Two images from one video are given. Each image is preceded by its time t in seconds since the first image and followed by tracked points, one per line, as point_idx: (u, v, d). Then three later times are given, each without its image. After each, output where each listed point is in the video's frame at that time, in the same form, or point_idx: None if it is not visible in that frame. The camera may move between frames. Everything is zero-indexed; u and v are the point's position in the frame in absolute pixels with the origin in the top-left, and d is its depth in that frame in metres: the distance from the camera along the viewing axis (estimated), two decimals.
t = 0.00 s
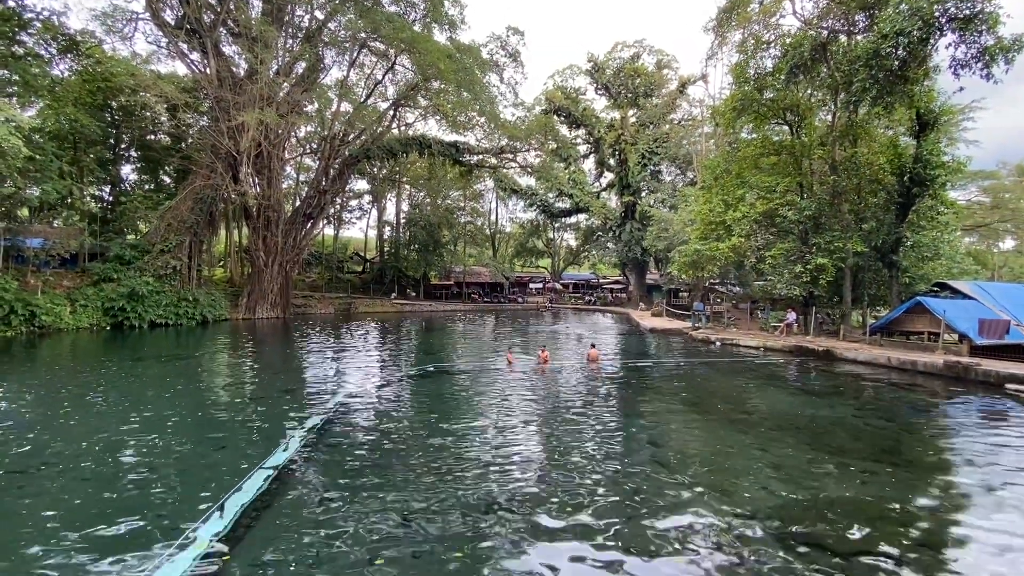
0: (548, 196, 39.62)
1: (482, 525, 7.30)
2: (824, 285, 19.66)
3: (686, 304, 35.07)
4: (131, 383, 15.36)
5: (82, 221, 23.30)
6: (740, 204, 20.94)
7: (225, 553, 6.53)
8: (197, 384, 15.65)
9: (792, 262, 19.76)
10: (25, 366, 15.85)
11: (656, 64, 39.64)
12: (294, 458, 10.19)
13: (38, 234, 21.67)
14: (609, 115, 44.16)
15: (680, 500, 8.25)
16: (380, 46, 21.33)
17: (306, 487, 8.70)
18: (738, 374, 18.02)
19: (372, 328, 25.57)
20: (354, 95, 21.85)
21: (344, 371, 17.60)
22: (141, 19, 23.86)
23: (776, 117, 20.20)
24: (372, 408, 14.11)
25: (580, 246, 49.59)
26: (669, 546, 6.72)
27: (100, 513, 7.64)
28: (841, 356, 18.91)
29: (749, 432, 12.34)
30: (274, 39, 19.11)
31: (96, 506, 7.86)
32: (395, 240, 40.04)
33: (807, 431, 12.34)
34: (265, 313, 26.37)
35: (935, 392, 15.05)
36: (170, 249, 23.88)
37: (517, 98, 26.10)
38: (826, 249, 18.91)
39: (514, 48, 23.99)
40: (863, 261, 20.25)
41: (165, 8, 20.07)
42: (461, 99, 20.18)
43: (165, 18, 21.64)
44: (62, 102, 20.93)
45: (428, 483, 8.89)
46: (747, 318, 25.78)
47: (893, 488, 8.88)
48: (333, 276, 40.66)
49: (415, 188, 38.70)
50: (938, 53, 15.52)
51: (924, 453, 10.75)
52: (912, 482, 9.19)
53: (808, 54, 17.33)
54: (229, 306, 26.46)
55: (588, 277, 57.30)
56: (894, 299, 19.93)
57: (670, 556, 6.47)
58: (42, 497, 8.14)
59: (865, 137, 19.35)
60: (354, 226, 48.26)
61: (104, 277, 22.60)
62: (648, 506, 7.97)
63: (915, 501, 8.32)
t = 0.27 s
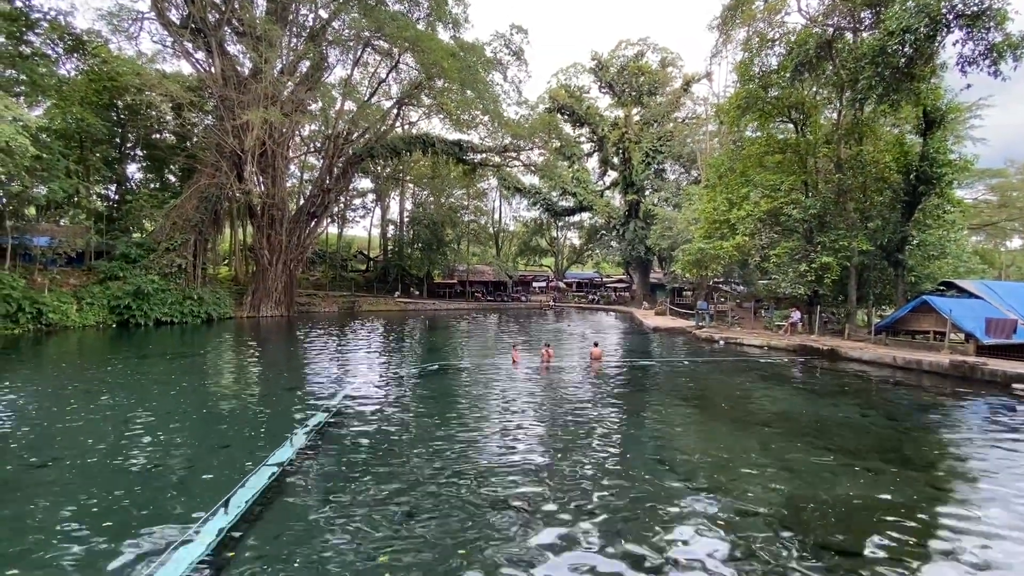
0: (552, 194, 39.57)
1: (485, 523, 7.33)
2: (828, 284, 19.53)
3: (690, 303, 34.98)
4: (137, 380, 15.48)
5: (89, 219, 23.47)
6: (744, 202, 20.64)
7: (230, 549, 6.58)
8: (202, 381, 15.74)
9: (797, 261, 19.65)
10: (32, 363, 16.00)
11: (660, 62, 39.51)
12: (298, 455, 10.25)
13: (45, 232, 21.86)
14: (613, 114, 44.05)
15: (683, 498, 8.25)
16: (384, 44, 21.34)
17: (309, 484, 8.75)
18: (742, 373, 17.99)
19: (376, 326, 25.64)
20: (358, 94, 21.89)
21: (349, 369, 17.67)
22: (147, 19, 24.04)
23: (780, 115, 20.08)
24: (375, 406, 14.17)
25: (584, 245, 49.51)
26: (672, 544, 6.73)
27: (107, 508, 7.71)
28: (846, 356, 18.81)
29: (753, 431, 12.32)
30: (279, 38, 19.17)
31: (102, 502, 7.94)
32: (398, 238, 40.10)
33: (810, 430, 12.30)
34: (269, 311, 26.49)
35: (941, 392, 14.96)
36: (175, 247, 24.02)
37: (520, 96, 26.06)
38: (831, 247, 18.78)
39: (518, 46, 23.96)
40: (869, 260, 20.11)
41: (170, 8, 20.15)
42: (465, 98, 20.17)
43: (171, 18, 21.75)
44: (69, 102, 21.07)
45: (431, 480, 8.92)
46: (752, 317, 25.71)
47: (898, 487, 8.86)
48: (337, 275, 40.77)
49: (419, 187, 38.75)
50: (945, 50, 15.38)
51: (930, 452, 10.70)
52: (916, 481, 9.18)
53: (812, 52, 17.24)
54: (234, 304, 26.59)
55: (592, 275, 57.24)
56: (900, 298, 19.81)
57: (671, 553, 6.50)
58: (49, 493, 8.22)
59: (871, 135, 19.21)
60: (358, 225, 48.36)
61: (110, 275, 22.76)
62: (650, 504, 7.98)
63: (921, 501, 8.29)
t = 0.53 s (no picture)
0: (557, 194, 39.55)
1: (488, 523, 7.33)
2: (835, 283, 19.35)
3: (695, 303, 34.85)
4: (143, 380, 15.57)
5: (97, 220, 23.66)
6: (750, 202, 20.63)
7: (235, 547, 6.61)
8: (208, 381, 15.83)
9: (803, 260, 19.49)
10: (41, 362, 16.15)
11: (665, 61, 39.39)
12: (303, 454, 10.29)
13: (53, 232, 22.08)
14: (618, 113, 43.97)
15: (686, 499, 8.22)
16: (388, 45, 21.39)
17: (314, 484, 8.78)
18: (748, 373, 17.90)
19: (381, 325, 25.71)
20: (363, 94, 21.94)
21: (353, 369, 17.74)
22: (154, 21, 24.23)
23: (786, 114, 19.93)
24: (379, 405, 14.21)
25: (589, 245, 49.44)
26: (676, 545, 6.71)
27: (114, 507, 7.76)
28: (853, 356, 18.68)
29: (758, 431, 12.27)
30: (284, 39, 19.26)
31: (109, 500, 7.98)
32: (403, 238, 40.16)
33: (816, 431, 12.22)
34: (275, 311, 26.61)
35: (949, 392, 14.84)
36: (182, 247, 24.17)
37: (525, 96, 26.06)
38: (838, 247, 18.60)
39: (522, 46, 23.95)
40: (876, 259, 19.95)
41: (177, 9, 20.27)
42: (469, 98, 20.20)
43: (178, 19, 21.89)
44: (77, 103, 21.24)
45: (435, 480, 8.92)
46: (757, 317, 25.58)
47: (904, 488, 8.81)
48: (342, 275, 40.88)
49: (423, 186, 38.82)
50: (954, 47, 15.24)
51: (937, 453, 10.62)
52: (922, 482, 9.12)
53: (819, 50, 17.11)
54: (240, 303, 26.73)
55: (597, 275, 57.17)
56: (908, 298, 19.65)
57: (674, 554, 6.49)
58: (56, 491, 8.28)
59: (878, 134, 19.03)
60: (363, 225, 48.47)
61: (118, 275, 22.95)
62: (654, 505, 7.97)
63: (927, 502, 8.23)
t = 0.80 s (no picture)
0: (563, 194, 39.51)
1: (496, 522, 7.35)
2: (844, 283, 19.18)
3: (702, 303, 34.69)
4: (154, 379, 15.73)
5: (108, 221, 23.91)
6: (757, 201, 20.38)
7: (246, 544, 6.68)
8: (217, 380, 15.95)
9: (812, 260, 19.31)
10: (53, 361, 16.35)
11: (672, 60, 39.24)
12: (311, 453, 10.34)
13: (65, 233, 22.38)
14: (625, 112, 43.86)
15: (695, 500, 8.19)
16: (395, 46, 21.46)
17: (323, 482, 8.84)
18: (756, 374, 17.80)
19: (388, 326, 25.80)
20: (370, 95, 22.03)
21: (361, 369, 17.81)
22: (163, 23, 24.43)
23: (795, 113, 19.78)
24: (387, 405, 14.26)
25: (595, 245, 49.35)
26: (685, 546, 6.69)
27: (125, 504, 7.85)
28: (863, 356, 18.51)
29: (766, 432, 12.20)
30: (292, 41, 19.38)
31: (121, 498, 8.08)
32: (410, 238, 40.25)
33: (824, 432, 12.14)
34: (283, 311, 26.77)
35: (961, 393, 14.69)
36: (191, 248, 24.42)
37: (531, 96, 26.06)
38: (847, 246, 18.43)
39: (528, 46, 23.95)
40: (886, 259, 19.76)
41: (186, 12, 20.45)
42: (475, 98, 20.23)
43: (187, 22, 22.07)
44: (88, 105, 21.47)
45: (442, 480, 8.93)
46: (765, 317, 25.41)
47: (914, 490, 8.73)
48: (349, 275, 41.04)
49: (430, 187, 38.92)
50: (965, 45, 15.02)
51: (948, 455, 10.51)
52: (933, 483, 9.03)
53: (827, 48, 16.97)
54: (248, 304, 26.92)
55: (604, 275, 57.06)
56: (918, 298, 19.46)
57: (681, 554, 6.47)
58: (70, 489, 8.39)
59: (888, 132, 18.85)
60: (371, 225, 48.64)
61: (129, 275, 23.18)
62: (661, 505, 7.95)
63: (939, 504, 8.15)
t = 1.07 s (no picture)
0: (570, 194, 39.49)
1: (501, 523, 7.34)
2: (853, 283, 19.02)
3: (709, 303, 34.53)
4: (164, 379, 15.88)
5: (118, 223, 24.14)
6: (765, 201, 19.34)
7: (254, 543, 6.71)
8: (225, 381, 16.07)
9: (820, 260, 19.14)
10: (65, 361, 16.53)
11: (678, 60, 39.11)
12: (319, 453, 10.39)
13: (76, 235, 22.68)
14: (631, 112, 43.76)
15: (702, 500, 8.16)
16: (402, 47, 21.54)
17: (330, 482, 8.87)
18: (764, 374, 17.68)
19: (395, 326, 25.90)
20: (376, 96, 22.12)
21: (368, 369, 17.87)
22: (172, 27, 24.69)
23: (803, 112, 19.61)
24: (393, 405, 14.29)
25: (602, 245, 49.27)
26: (692, 548, 6.65)
27: (136, 503, 7.91)
28: (873, 357, 18.33)
29: (774, 433, 12.12)
30: (299, 44, 19.49)
31: (132, 496, 8.17)
32: (417, 239, 40.37)
33: (832, 433, 12.06)
34: (291, 312, 26.92)
35: (973, 394, 14.52)
36: (200, 249, 24.66)
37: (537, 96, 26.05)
38: (857, 246, 18.24)
39: (533, 46, 23.96)
40: (896, 259, 19.57)
41: (195, 15, 20.63)
42: (481, 99, 20.28)
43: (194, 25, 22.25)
44: (99, 108, 21.70)
45: (448, 480, 8.94)
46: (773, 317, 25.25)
47: (926, 491, 8.64)
48: (357, 276, 41.21)
49: (436, 188, 39.01)
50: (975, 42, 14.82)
51: (959, 456, 10.40)
52: (945, 485, 8.93)
53: (836, 47, 16.84)
54: (257, 304, 27.11)
55: (610, 275, 56.96)
56: (929, 298, 19.26)
57: (690, 557, 6.43)
58: (82, 487, 8.49)
59: (898, 131, 18.66)
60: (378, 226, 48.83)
61: (139, 276, 23.39)
62: (670, 506, 7.91)
63: (951, 506, 8.05)
